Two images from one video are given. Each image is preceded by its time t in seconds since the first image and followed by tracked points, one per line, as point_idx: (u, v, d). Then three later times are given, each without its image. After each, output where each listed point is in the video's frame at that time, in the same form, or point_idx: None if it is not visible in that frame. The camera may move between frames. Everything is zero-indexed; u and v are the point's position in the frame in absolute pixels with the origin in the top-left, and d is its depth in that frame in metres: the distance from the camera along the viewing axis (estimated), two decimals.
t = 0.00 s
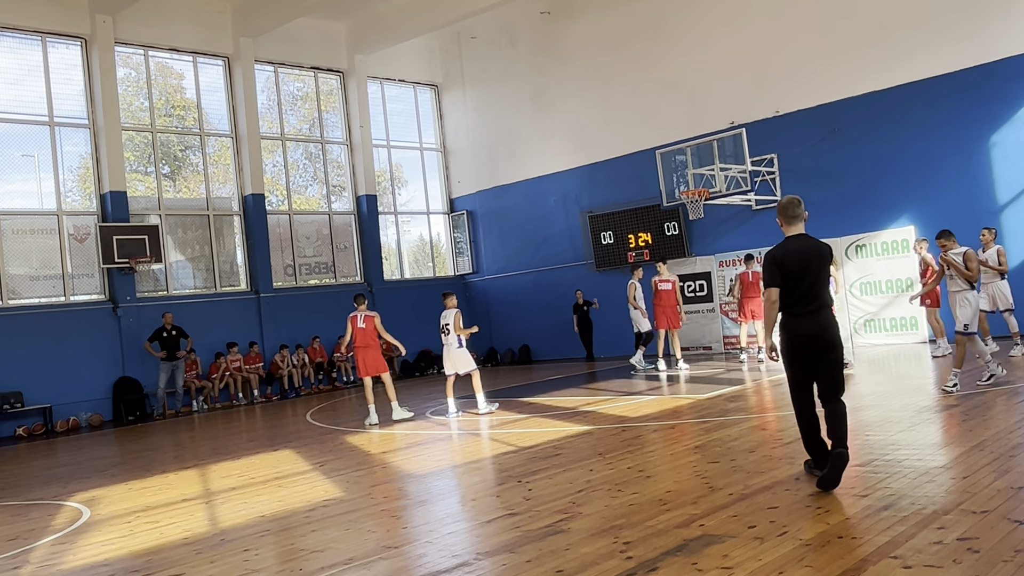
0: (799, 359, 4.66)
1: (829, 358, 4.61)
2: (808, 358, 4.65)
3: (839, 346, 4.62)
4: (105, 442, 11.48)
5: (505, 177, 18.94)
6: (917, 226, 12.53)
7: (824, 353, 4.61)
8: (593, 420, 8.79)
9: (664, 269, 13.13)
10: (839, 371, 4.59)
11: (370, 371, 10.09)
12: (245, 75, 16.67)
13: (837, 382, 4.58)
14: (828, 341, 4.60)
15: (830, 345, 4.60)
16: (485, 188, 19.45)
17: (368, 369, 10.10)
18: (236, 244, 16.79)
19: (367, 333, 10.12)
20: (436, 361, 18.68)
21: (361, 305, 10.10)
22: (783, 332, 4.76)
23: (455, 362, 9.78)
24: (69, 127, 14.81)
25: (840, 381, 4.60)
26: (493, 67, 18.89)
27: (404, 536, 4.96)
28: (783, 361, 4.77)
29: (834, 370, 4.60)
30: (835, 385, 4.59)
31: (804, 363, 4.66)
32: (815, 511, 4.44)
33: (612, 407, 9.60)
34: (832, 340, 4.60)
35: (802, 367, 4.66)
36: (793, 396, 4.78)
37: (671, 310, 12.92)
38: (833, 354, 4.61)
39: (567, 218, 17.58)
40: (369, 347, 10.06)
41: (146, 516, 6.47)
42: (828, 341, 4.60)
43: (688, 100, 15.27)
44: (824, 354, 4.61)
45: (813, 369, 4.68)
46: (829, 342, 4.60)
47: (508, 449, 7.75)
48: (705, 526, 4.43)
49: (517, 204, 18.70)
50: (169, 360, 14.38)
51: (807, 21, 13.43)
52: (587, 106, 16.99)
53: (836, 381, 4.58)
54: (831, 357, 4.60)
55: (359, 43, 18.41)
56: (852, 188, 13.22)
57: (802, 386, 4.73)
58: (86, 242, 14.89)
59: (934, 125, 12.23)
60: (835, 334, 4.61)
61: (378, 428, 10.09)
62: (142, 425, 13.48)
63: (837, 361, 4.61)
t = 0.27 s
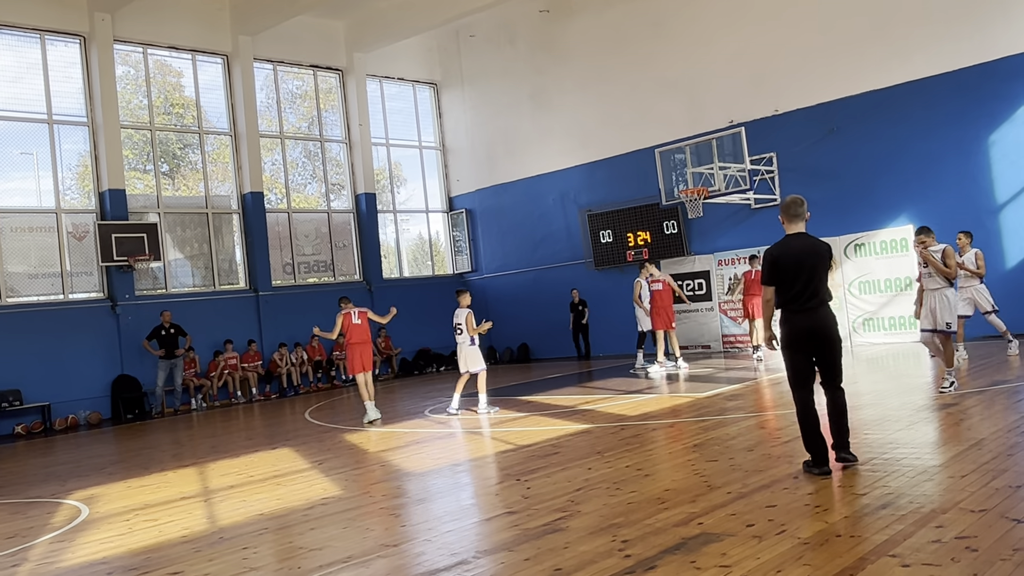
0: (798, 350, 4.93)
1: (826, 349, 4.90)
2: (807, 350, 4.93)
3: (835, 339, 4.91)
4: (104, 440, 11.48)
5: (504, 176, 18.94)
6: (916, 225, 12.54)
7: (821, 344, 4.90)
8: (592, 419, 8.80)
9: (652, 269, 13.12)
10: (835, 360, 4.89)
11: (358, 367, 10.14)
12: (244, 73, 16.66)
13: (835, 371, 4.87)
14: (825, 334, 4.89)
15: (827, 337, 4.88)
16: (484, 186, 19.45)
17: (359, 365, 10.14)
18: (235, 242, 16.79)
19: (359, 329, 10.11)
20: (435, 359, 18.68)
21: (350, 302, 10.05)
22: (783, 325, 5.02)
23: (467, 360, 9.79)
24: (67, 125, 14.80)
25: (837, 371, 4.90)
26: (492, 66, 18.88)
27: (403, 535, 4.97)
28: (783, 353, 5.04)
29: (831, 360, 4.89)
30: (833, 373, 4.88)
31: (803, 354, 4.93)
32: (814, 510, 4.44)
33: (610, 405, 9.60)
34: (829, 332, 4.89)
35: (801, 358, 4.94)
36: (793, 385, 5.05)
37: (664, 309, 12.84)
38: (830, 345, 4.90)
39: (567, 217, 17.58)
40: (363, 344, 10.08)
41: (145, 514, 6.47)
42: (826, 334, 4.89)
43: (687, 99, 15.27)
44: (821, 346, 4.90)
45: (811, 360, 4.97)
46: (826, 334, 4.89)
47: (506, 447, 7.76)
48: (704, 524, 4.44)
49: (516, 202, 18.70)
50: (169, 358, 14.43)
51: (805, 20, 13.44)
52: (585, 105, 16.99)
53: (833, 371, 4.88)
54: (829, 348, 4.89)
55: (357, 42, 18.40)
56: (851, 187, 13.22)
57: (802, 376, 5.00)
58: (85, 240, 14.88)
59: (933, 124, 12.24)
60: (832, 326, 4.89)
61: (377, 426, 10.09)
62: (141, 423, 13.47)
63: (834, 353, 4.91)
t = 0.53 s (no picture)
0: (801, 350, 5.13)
1: (827, 349, 5.12)
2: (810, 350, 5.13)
3: (838, 340, 5.13)
4: (102, 438, 11.47)
5: (503, 174, 18.93)
6: (914, 224, 12.55)
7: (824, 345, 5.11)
8: (590, 417, 8.80)
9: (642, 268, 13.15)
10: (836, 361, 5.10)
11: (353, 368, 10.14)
12: (243, 71, 16.65)
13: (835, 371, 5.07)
14: (827, 335, 5.11)
15: (828, 338, 5.10)
16: (483, 185, 19.45)
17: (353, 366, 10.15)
18: (233, 240, 16.78)
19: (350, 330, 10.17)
20: (433, 358, 18.67)
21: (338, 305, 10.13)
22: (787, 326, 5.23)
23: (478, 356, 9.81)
24: (65, 123, 14.78)
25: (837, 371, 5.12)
26: (491, 64, 18.87)
27: (401, 533, 4.97)
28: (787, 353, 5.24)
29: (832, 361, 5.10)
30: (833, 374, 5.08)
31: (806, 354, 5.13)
32: (812, 509, 4.44)
33: (609, 404, 9.60)
34: (832, 334, 5.10)
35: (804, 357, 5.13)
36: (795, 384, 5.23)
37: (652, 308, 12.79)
38: (832, 346, 5.12)
39: (565, 216, 17.58)
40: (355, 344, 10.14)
41: (143, 512, 6.47)
42: (828, 335, 5.09)
43: (686, 98, 15.27)
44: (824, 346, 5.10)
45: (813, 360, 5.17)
46: (829, 336, 5.10)
47: (505, 446, 7.76)
48: (703, 523, 4.44)
49: (514, 201, 18.70)
50: (168, 355, 14.49)
51: (804, 19, 13.44)
52: (584, 103, 16.99)
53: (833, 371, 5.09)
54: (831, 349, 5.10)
55: (356, 40, 18.39)
56: (850, 186, 13.23)
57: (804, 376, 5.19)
58: (84, 238, 14.87)
59: (932, 123, 12.24)
60: (834, 328, 5.10)
61: (376, 424, 10.09)
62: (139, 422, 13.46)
63: (834, 353, 5.13)
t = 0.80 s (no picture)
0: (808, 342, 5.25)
1: (835, 342, 5.20)
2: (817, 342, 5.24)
3: (847, 333, 5.20)
4: (100, 436, 11.46)
5: (501, 173, 18.93)
6: (912, 223, 12.55)
7: (831, 337, 5.20)
8: (589, 416, 8.80)
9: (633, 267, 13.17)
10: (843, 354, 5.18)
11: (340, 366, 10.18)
12: (241, 69, 16.63)
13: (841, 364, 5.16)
14: (836, 327, 5.19)
15: (836, 331, 5.18)
16: (481, 184, 19.45)
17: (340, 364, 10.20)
18: (232, 239, 16.77)
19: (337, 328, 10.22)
20: (431, 356, 18.66)
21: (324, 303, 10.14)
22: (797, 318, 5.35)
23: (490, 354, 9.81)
24: (64, 121, 14.76)
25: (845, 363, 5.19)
26: (490, 63, 18.87)
27: (400, 531, 4.97)
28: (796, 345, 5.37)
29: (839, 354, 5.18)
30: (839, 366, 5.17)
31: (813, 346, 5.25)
32: (810, 507, 4.45)
33: (607, 402, 9.61)
34: (840, 327, 5.18)
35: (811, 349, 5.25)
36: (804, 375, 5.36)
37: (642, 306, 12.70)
38: (839, 339, 5.19)
39: (564, 215, 17.59)
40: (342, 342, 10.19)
41: (141, 511, 6.46)
42: (836, 328, 5.18)
43: (684, 97, 15.27)
44: (831, 339, 5.19)
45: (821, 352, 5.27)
46: (836, 329, 5.18)
47: (503, 444, 7.76)
48: (701, 522, 4.44)
49: (513, 200, 18.71)
50: (166, 354, 14.48)
51: (803, 18, 13.44)
52: (583, 102, 16.98)
53: (842, 363, 5.16)
54: (838, 342, 5.18)
55: (355, 38, 18.38)
56: (848, 185, 13.23)
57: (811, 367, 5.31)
58: (82, 237, 14.86)
59: (930, 122, 12.25)
60: (842, 322, 5.18)
61: (374, 423, 10.09)
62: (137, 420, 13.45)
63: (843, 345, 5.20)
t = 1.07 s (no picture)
0: (812, 338, 5.75)
1: (836, 337, 5.67)
2: (820, 337, 5.72)
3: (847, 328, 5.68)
4: (97, 435, 11.45)
5: (499, 171, 18.93)
6: (910, 223, 12.56)
7: (832, 333, 5.67)
8: (586, 414, 8.81)
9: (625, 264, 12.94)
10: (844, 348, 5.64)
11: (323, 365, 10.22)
12: (239, 67, 16.61)
13: (842, 357, 5.63)
14: (836, 324, 5.67)
15: (837, 326, 5.66)
16: (479, 182, 19.44)
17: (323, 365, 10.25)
18: (230, 237, 16.76)
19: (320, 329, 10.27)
20: (429, 355, 18.64)
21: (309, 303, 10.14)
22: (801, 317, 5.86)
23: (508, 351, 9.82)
24: (61, 119, 14.74)
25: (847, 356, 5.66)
26: (488, 61, 18.86)
27: (397, 530, 4.97)
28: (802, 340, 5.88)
29: (840, 348, 5.64)
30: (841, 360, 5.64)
31: (816, 341, 5.74)
32: (807, 506, 4.45)
33: (604, 401, 9.61)
34: (839, 323, 5.66)
35: (815, 344, 5.75)
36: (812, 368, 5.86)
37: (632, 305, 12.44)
38: (839, 334, 5.66)
39: (561, 213, 17.58)
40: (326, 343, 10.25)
41: (138, 509, 6.46)
42: (835, 324, 5.66)
43: (682, 96, 15.27)
44: (831, 335, 5.67)
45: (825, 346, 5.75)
46: (836, 324, 5.66)
47: (501, 443, 7.75)
48: (698, 520, 4.45)
49: (511, 198, 18.70)
50: (163, 353, 14.44)
51: (801, 16, 13.45)
52: (581, 101, 16.97)
53: (842, 356, 5.62)
54: (838, 337, 5.65)
55: (353, 37, 18.36)
56: (846, 184, 13.23)
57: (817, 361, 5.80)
58: (79, 235, 14.84)
59: (928, 121, 12.25)
60: (841, 319, 5.65)
61: (372, 421, 10.08)
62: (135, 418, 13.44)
63: (845, 339, 5.67)
